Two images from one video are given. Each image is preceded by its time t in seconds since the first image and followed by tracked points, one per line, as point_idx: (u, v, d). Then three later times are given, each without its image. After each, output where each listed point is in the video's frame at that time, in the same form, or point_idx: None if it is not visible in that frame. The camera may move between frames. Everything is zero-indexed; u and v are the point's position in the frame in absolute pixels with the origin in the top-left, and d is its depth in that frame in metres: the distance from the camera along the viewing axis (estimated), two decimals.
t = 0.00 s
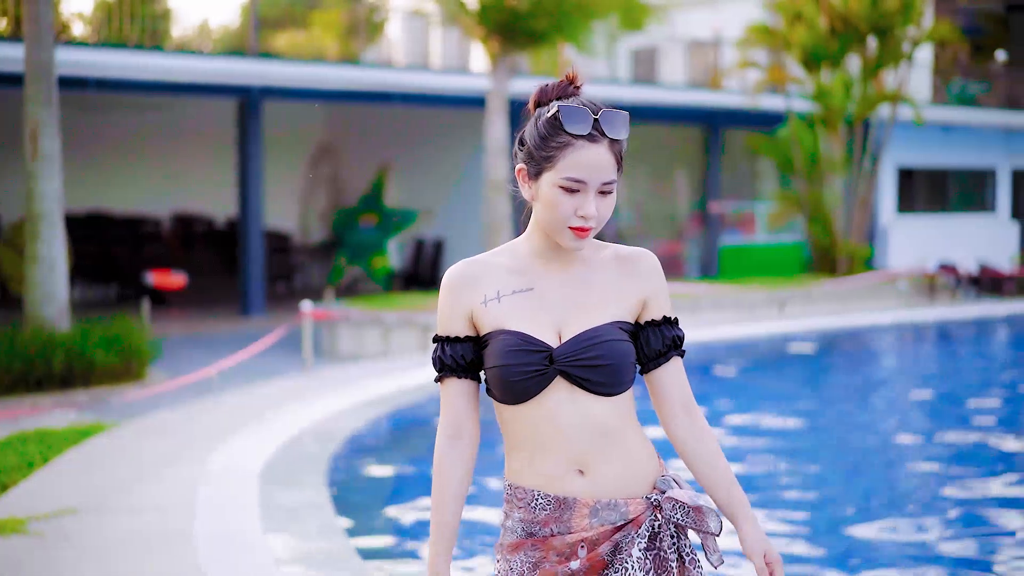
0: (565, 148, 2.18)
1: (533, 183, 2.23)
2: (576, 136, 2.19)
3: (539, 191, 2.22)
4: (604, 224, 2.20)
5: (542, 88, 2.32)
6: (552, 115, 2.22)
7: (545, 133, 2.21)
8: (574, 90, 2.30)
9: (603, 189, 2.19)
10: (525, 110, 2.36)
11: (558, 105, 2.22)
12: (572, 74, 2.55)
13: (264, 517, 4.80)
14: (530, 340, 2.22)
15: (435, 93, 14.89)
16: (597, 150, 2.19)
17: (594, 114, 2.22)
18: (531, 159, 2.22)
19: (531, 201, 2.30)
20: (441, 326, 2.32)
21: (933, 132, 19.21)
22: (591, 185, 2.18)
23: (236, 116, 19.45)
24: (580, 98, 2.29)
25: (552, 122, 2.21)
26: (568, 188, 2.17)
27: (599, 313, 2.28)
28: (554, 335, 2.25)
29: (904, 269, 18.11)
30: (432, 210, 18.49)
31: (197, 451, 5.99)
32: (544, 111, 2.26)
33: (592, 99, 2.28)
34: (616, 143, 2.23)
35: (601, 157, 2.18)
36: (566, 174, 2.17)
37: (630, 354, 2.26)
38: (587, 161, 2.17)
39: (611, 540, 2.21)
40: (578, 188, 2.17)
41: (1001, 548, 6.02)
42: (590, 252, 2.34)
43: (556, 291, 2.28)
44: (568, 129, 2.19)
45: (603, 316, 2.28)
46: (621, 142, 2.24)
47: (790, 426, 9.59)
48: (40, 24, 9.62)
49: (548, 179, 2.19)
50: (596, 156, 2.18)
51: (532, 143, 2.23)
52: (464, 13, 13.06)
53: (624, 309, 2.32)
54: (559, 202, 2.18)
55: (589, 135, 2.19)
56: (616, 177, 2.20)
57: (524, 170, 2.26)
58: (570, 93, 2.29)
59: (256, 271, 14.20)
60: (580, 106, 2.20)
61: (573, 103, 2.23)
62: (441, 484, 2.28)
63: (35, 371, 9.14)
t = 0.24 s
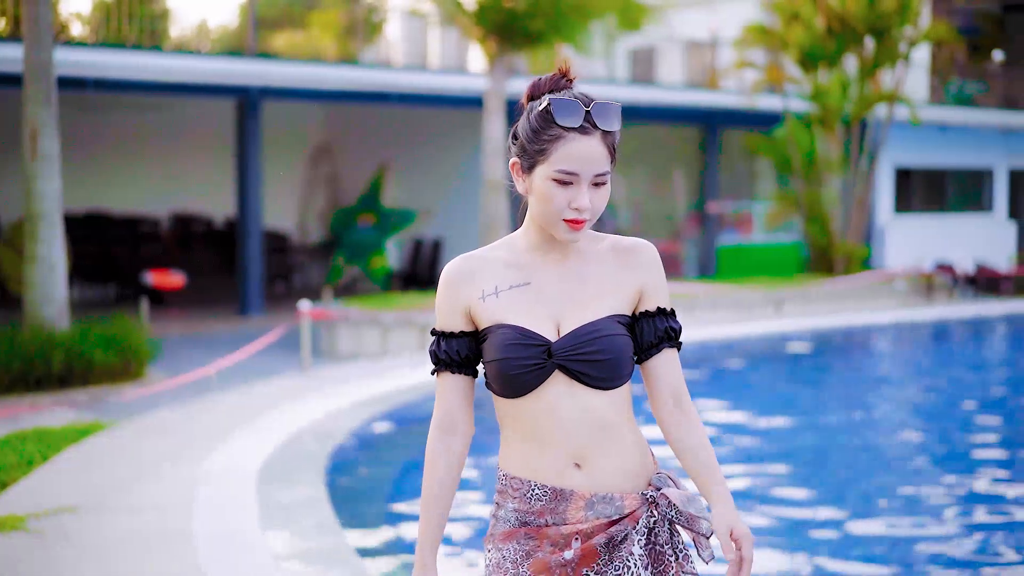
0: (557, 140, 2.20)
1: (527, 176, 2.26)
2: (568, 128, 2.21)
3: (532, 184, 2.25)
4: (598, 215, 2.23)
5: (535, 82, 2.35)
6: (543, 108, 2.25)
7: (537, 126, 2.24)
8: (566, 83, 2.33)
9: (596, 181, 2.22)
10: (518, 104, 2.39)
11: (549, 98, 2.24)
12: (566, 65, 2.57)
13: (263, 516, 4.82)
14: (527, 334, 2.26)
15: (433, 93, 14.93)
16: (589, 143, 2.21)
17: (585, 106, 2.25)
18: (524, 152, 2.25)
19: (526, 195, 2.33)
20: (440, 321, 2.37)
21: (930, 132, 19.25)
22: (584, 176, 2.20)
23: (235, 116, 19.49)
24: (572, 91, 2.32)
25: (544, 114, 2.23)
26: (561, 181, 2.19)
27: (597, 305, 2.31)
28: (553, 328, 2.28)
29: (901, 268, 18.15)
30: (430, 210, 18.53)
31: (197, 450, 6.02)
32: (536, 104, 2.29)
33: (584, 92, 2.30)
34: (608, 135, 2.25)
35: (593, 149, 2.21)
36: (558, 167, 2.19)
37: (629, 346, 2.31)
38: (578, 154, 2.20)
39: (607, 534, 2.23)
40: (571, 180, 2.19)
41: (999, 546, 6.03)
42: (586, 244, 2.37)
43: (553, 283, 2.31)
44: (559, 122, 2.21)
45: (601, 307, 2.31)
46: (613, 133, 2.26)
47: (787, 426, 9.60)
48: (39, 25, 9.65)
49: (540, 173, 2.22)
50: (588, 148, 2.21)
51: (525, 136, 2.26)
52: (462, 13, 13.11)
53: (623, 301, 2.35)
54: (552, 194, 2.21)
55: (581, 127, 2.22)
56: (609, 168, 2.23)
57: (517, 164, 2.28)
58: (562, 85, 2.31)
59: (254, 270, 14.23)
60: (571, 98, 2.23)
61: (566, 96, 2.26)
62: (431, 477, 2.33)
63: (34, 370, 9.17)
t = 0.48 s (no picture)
0: (548, 132, 2.21)
1: (521, 167, 2.27)
2: (557, 119, 2.22)
3: (525, 175, 2.26)
4: (591, 204, 2.23)
5: (526, 74, 2.37)
6: (533, 99, 2.25)
7: (527, 117, 2.24)
8: (557, 73, 2.34)
9: (589, 169, 2.22)
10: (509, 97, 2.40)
11: (538, 90, 2.25)
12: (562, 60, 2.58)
13: (264, 516, 4.82)
14: (528, 325, 2.27)
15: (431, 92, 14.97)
16: (579, 132, 2.22)
17: (575, 96, 2.25)
18: (516, 144, 2.26)
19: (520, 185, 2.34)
20: (439, 312, 2.40)
21: (928, 132, 19.30)
22: (576, 166, 2.21)
23: (234, 116, 19.55)
24: (562, 82, 2.34)
25: (533, 106, 2.25)
26: (553, 171, 2.20)
27: (595, 295, 2.31)
28: (552, 318, 2.28)
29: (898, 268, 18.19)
30: (428, 210, 18.57)
31: (195, 450, 6.02)
32: (525, 96, 2.30)
33: (574, 83, 2.31)
34: (599, 124, 2.25)
35: (584, 139, 2.21)
36: (550, 156, 2.20)
37: (626, 337, 2.30)
38: (569, 144, 2.20)
39: (604, 528, 2.28)
40: (563, 170, 2.20)
41: (992, 544, 6.05)
42: (580, 233, 2.37)
43: (550, 272, 2.32)
44: (549, 113, 2.22)
45: (598, 298, 2.31)
46: (603, 122, 2.26)
47: (784, 425, 9.63)
48: (37, 25, 9.68)
49: (533, 163, 2.23)
50: (579, 138, 2.21)
51: (516, 128, 2.26)
52: (460, 14, 13.15)
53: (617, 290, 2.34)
54: (545, 184, 2.22)
55: (570, 117, 2.22)
56: (601, 157, 2.23)
57: (510, 156, 2.29)
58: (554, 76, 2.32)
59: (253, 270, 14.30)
60: (561, 88, 2.23)
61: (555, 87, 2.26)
62: (427, 465, 2.37)
63: (33, 369, 9.22)
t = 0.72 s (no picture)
0: (539, 130, 2.19)
1: (514, 167, 2.24)
2: (548, 116, 2.19)
3: (519, 174, 2.23)
4: (587, 200, 2.21)
5: (518, 73, 2.33)
6: (523, 98, 2.22)
7: (518, 116, 2.21)
8: (549, 72, 2.30)
9: (581, 165, 2.19)
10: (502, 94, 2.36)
11: (527, 88, 2.22)
12: (560, 57, 2.54)
13: (262, 517, 4.80)
14: (530, 322, 2.23)
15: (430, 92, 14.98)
16: (570, 129, 2.19)
17: (565, 93, 2.22)
18: (509, 144, 2.23)
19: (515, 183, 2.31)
20: (440, 309, 2.38)
21: (926, 132, 19.33)
22: (569, 162, 2.18)
23: (234, 116, 19.60)
24: (554, 79, 2.30)
25: (524, 105, 2.22)
26: (546, 169, 2.18)
27: (594, 292, 2.27)
28: (553, 315, 2.25)
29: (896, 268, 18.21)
30: (427, 210, 18.59)
31: (195, 449, 6.03)
32: (517, 95, 2.26)
33: (566, 80, 2.27)
34: (591, 120, 2.22)
35: (576, 136, 2.18)
36: (543, 154, 2.17)
37: (623, 334, 2.26)
38: (560, 141, 2.17)
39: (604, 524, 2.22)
40: (556, 168, 2.18)
41: (987, 542, 6.05)
42: (577, 228, 2.32)
43: (548, 269, 2.28)
44: (539, 111, 2.19)
45: (597, 295, 2.27)
46: (596, 117, 2.23)
47: (784, 425, 9.63)
48: (37, 26, 9.72)
49: (526, 162, 2.20)
50: (571, 135, 2.18)
51: (508, 127, 2.23)
52: (459, 14, 13.17)
53: (613, 289, 2.29)
54: (538, 182, 2.19)
55: (561, 114, 2.19)
56: (594, 153, 2.20)
57: (504, 154, 2.27)
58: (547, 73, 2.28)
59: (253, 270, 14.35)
60: (550, 86, 2.20)
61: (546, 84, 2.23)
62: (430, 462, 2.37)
63: (34, 367, 9.26)
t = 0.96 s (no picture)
0: (532, 141, 2.14)
1: (509, 177, 2.19)
2: (541, 127, 2.14)
3: (514, 185, 2.19)
4: (583, 209, 2.16)
5: (513, 83, 2.28)
6: (516, 109, 2.17)
7: (511, 127, 2.17)
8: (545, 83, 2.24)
9: (576, 176, 2.15)
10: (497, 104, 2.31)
11: (521, 98, 2.17)
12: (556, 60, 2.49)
13: (261, 518, 4.81)
14: (529, 332, 2.19)
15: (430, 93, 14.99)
16: (565, 140, 2.14)
17: (557, 102, 2.17)
18: (504, 154, 2.18)
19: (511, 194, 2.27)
20: (439, 314, 2.33)
21: (926, 133, 19.38)
22: (563, 172, 2.14)
23: (234, 115, 19.64)
24: (548, 90, 2.24)
25: (517, 115, 2.17)
26: (541, 180, 2.14)
27: (593, 302, 2.22)
28: (551, 325, 2.20)
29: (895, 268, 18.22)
30: (427, 210, 18.62)
31: (194, 448, 6.03)
32: (511, 106, 2.21)
33: (559, 91, 2.22)
34: (584, 130, 2.17)
35: (570, 146, 2.14)
36: (538, 166, 2.13)
37: (620, 349, 2.21)
38: (554, 151, 2.13)
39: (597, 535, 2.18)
40: (551, 178, 2.13)
41: (982, 540, 6.07)
42: (578, 238, 2.26)
43: (546, 279, 2.24)
44: (532, 122, 2.14)
45: (596, 306, 2.22)
46: (589, 127, 2.18)
47: (782, 425, 9.65)
48: (38, 26, 9.75)
49: (521, 173, 2.16)
50: (565, 146, 2.14)
51: (502, 138, 2.19)
52: (458, 15, 13.20)
53: (612, 301, 2.23)
54: (533, 194, 2.15)
55: (554, 124, 2.14)
56: (589, 162, 2.15)
57: (499, 166, 2.22)
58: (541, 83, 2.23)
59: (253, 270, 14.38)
60: (543, 96, 2.15)
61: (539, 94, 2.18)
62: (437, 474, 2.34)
63: (34, 366, 9.29)
